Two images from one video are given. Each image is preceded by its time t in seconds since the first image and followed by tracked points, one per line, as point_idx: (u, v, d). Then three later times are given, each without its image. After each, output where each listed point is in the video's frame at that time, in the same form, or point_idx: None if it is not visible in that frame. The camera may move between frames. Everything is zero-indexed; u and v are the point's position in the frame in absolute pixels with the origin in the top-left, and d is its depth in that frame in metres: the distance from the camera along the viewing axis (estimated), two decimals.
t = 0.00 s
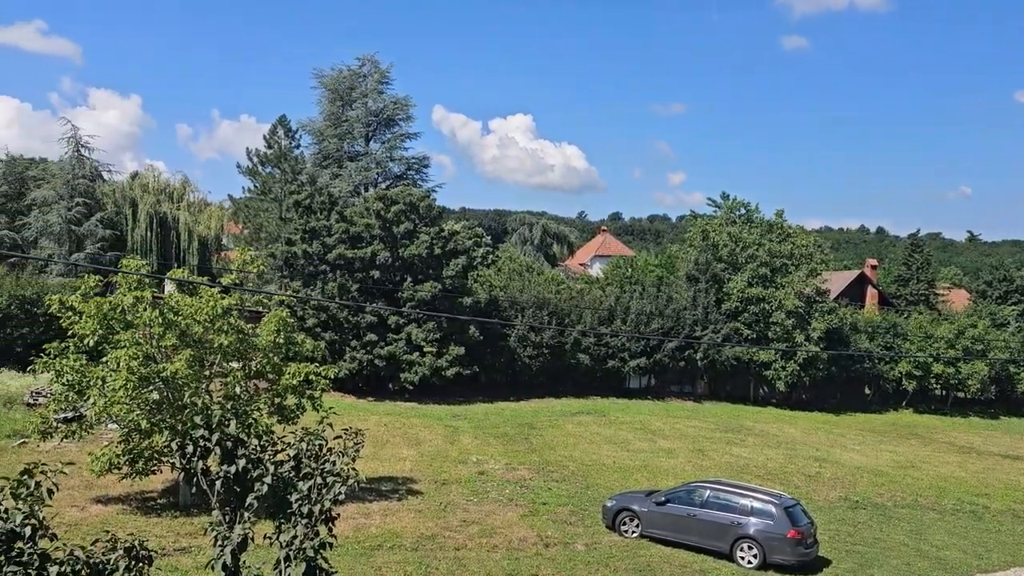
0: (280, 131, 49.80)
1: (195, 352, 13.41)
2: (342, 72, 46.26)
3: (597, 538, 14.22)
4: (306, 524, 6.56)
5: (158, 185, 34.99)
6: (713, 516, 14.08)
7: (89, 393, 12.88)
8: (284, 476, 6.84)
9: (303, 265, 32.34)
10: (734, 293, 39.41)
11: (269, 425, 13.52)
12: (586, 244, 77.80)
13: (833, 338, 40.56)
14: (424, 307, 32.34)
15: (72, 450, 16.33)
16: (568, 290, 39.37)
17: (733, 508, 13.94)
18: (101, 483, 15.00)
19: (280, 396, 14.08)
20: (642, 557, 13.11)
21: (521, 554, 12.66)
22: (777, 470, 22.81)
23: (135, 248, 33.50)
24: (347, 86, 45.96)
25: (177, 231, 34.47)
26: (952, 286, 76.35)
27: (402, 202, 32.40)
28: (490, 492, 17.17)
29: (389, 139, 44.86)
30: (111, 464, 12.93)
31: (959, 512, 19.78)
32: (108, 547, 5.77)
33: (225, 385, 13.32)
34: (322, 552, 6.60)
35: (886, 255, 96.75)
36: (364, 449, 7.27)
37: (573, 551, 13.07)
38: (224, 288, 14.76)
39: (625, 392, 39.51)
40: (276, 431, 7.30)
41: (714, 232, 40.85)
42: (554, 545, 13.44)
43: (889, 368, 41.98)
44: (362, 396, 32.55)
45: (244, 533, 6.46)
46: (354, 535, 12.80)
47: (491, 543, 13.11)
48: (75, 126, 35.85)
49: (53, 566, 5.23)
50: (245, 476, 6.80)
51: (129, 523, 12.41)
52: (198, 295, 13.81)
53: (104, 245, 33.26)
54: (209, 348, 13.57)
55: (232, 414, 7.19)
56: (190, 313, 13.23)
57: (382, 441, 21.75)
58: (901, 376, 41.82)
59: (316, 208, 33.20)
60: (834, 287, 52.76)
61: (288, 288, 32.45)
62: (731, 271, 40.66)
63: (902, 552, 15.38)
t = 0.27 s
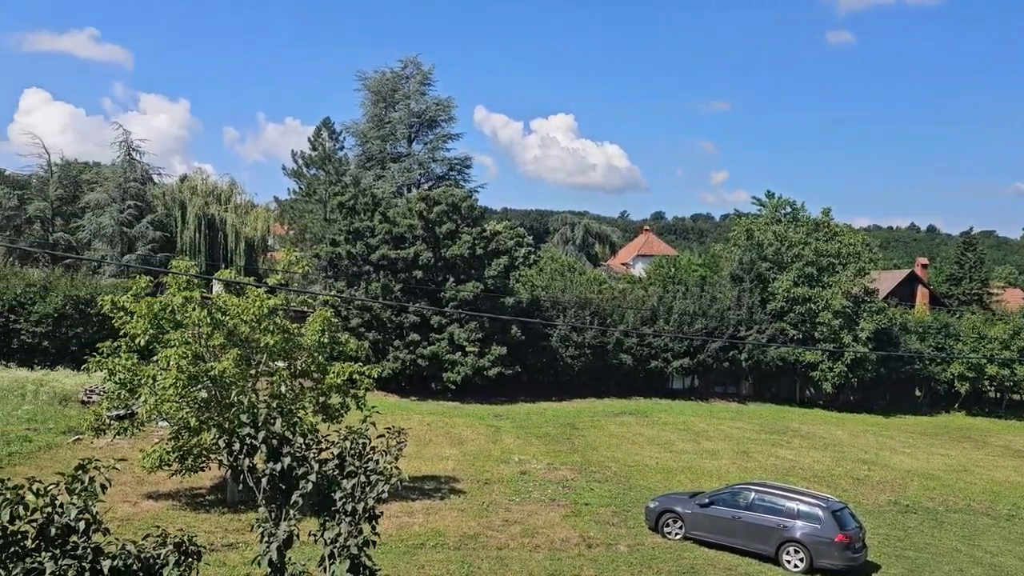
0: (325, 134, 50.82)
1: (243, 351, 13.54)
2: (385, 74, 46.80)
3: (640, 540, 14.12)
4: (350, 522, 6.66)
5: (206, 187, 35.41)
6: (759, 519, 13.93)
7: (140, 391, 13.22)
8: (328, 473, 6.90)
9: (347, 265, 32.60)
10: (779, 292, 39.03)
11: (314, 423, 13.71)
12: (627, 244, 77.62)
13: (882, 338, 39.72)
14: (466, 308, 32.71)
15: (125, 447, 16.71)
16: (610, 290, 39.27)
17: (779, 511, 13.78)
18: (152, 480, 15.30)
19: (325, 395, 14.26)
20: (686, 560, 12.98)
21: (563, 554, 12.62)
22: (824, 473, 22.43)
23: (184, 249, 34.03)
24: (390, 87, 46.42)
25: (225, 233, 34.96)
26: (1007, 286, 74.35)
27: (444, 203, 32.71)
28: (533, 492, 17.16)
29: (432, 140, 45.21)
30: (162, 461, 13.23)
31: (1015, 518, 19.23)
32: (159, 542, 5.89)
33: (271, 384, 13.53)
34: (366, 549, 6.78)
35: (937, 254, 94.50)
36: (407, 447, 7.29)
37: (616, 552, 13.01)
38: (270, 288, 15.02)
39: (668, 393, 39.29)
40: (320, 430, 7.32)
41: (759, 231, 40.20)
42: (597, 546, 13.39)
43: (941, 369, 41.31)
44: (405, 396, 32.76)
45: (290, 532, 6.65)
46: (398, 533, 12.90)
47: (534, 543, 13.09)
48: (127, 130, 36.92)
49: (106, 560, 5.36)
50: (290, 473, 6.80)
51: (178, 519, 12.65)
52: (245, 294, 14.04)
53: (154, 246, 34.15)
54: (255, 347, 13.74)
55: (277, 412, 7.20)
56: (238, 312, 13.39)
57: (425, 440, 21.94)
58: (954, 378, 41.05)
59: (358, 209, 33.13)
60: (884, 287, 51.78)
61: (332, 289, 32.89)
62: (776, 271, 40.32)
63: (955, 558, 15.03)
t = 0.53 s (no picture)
0: (369, 136, 51.52)
1: (290, 351, 13.75)
2: (428, 76, 47.19)
3: (685, 542, 14.01)
4: (395, 521, 6.74)
5: (254, 190, 36.02)
6: (807, 523, 13.75)
7: (191, 390, 13.52)
8: (374, 472, 6.95)
9: (391, 266, 32.95)
10: (828, 292, 38.34)
11: (359, 423, 13.85)
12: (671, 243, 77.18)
13: (934, 339, 38.78)
14: (509, 307, 32.67)
15: (176, 444, 17.09)
16: (653, 291, 39.02)
17: (828, 515, 13.57)
18: (202, 477, 15.63)
19: (370, 395, 14.40)
20: (732, 563, 12.83)
21: (607, 556, 12.58)
22: (874, 476, 22.02)
23: (233, 251, 34.72)
24: (433, 89, 46.77)
25: (272, 234, 35.44)
26: None
27: (488, 204, 32.95)
28: (576, 492, 17.14)
29: (475, 141, 45.52)
30: (212, 458, 13.54)
31: None
32: (209, 538, 5.96)
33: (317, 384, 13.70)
34: (411, 547, 6.86)
35: (991, 253, 91.91)
36: (451, 447, 7.32)
37: (661, 554, 12.93)
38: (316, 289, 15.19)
39: (713, 394, 38.94)
40: (366, 430, 7.37)
41: (806, 230, 39.53)
42: (641, 548, 13.32)
43: (997, 371, 40.47)
44: (449, 395, 32.94)
45: (336, 528, 6.65)
46: (441, 532, 12.98)
47: (577, 543, 13.09)
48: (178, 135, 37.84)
49: (159, 556, 5.47)
50: (337, 471, 6.85)
51: (227, 515, 12.89)
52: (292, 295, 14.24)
53: (203, 248, 35.43)
54: (302, 347, 13.93)
55: (323, 412, 7.20)
56: (284, 312, 13.62)
57: (469, 440, 22.08)
58: (1010, 380, 40.23)
59: (402, 210, 33.42)
60: (937, 285, 50.53)
61: (376, 289, 33.21)
62: (824, 270, 39.49)
63: (1012, 565, 14.64)
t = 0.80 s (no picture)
0: (414, 138, 52.01)
1: (337, 351, 13.86)
2: (472, 78, 47.37)
3: (732, 546, 13.86)
4: (441, 522, 6.78)
5: (301, 194, 36.49)
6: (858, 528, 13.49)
7: (241, 390, 13.80)
8: (420, 473, 6.98)
9: (436, 267, 33.16)
10: (879, 292, 37.54)
11: (405, 423, 13.98)
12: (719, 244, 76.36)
13: (991, 340, 37.89)
14: (553, 309, 32.75)
15: (228, 444, 17.40)
16: (699, 292, 38.66)
17: (880, 520, 13.31)
18: (252, 476, 15.90)
19: (415, 395, 14.52)
20: (780, 569, 12.61)
21: (653, 559, 12.49)
22: (927, 481, 21.51)
23: (280, 253, 35.09)
24: (477, 91, 46.86)
25: (318, 237, 35.98)
26: None
27: (532, 205, 33.12)
28: (621, 494, 17.07)
29: (518, 143, 45.61)
30: (261, 457, 13.81)
31: None
32: (259, 536, 6.02)
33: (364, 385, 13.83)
34: (456, 548, 6.86)
35: None
36: (496, 448, 7.31)
37: (707, 558, 12.79)
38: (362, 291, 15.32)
39: (760, 395, 38.44)
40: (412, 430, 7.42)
41: (856, 229, 38.78)
42: (687, 551, 13.19)
43: None
44: (494, 396, 33.06)
45: (382, 528, 6.69)
46: (486, 533, 13.03)
47: (623, 546, 13.03)
48: (227, 140, 38.56)
49: (211, 553, 5.57)
50: (383, 472, 6.90)
51: (276, 513, 13.09)
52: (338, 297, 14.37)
53: (253, 251, 36.23)
54: (348, 348, 14.09)
55: (368, 412, 7.24)
56: (331, 314, 13.76)
57: (513, 441, 22.15)
58: None
59: (446, 212, 33.64)
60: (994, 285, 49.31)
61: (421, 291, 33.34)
62: (874, 270, 38.67)
63: None
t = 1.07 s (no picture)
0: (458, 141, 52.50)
1: (383, 353, 14.08)
2: (516, 81, 47.82)
3: (780, 551, 13.66)
4: (486, 523, 6.80)
5: (348, 197, 37.01)
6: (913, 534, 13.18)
7: (290, 391, 14.02)
8: (466, 474, 7.01)
9: (480, 269, 33.53)
10: (934, 292, 36.61)
11: (450, 425, 14.09)
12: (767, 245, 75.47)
13: None
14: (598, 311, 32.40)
15: (276, 444, 17.67)
16: (746, 293, 38.22)
17: (936, 527, 12.98)
18: (300, 476, 16.12)
19: (461, 397, 14.61)
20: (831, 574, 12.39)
21: (700, 563, 12.36)
22: (984, 487, 20.94)
23: (329, 256, 35.95)
24: (521, 93, 47.41)
25: (365, 240, 36.50)
26: None
27: (576, 206, 33.21)
28: (667, 497, 16.95)
29: (562, 144, 45.61)
30: (309, 458, 14.00)
31: None
32: (308, 534, 6.07)
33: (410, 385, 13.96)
34: (502, 549, 6.87)
35: None
36: (540, 449, 7.30)
37: (756, 563, 12.64)
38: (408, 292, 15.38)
39: (810, 398, 37.73)
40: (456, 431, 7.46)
41: (908, 229, 37.82)
42: (734, 555, 13.05)
43: None
44: (539, 398, 33.18)
45: (427, 529, 6.74)
46: (532, 535, 13.05)
47: (670, 549, 12.94)
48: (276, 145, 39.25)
49: (262, 551, 5.67)
50: (429, 472, 6.94)
51: (325, 513, 13.26)
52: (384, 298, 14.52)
53: (301, 254, 36.68)
54: (394, 349, 14.25)
55: (415, 413, 7.26)
56: (377, 316, 13.92)
57: (558, 443, 22.18)
58: None
59: (491, 214, 34.15)
60: None
61: (466, 292, 33.61)
62: (928, 270, 37.78)
63: None
